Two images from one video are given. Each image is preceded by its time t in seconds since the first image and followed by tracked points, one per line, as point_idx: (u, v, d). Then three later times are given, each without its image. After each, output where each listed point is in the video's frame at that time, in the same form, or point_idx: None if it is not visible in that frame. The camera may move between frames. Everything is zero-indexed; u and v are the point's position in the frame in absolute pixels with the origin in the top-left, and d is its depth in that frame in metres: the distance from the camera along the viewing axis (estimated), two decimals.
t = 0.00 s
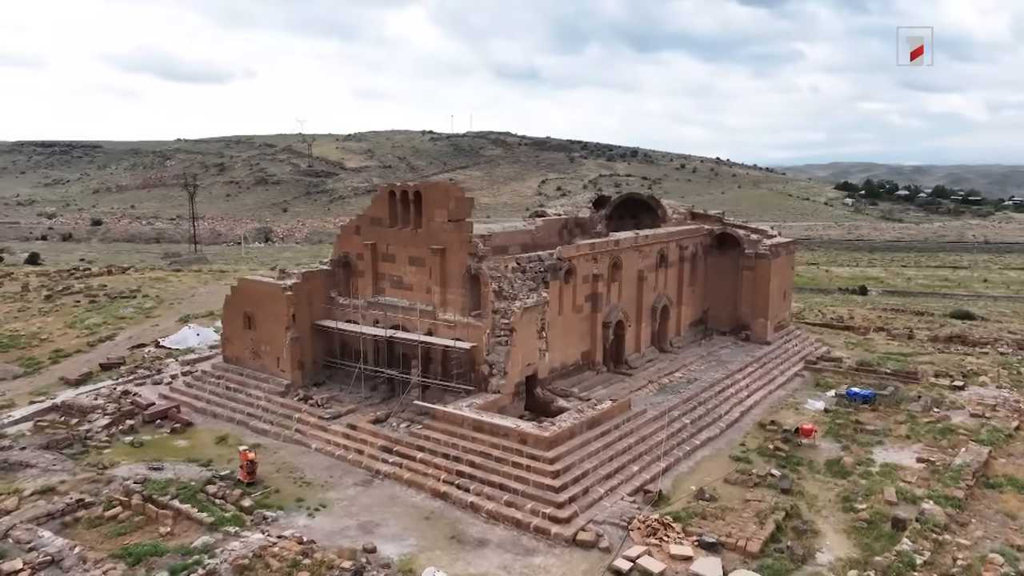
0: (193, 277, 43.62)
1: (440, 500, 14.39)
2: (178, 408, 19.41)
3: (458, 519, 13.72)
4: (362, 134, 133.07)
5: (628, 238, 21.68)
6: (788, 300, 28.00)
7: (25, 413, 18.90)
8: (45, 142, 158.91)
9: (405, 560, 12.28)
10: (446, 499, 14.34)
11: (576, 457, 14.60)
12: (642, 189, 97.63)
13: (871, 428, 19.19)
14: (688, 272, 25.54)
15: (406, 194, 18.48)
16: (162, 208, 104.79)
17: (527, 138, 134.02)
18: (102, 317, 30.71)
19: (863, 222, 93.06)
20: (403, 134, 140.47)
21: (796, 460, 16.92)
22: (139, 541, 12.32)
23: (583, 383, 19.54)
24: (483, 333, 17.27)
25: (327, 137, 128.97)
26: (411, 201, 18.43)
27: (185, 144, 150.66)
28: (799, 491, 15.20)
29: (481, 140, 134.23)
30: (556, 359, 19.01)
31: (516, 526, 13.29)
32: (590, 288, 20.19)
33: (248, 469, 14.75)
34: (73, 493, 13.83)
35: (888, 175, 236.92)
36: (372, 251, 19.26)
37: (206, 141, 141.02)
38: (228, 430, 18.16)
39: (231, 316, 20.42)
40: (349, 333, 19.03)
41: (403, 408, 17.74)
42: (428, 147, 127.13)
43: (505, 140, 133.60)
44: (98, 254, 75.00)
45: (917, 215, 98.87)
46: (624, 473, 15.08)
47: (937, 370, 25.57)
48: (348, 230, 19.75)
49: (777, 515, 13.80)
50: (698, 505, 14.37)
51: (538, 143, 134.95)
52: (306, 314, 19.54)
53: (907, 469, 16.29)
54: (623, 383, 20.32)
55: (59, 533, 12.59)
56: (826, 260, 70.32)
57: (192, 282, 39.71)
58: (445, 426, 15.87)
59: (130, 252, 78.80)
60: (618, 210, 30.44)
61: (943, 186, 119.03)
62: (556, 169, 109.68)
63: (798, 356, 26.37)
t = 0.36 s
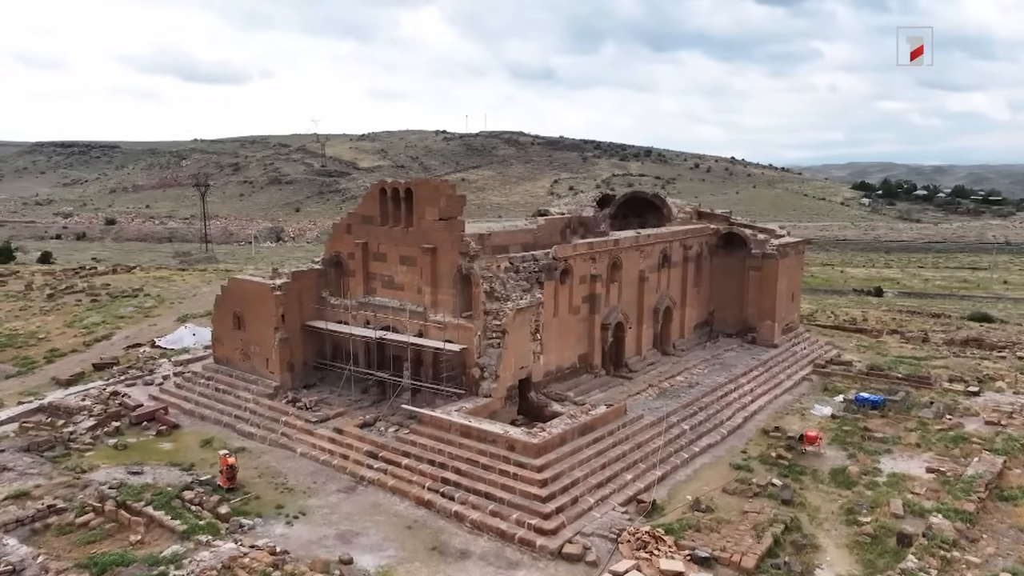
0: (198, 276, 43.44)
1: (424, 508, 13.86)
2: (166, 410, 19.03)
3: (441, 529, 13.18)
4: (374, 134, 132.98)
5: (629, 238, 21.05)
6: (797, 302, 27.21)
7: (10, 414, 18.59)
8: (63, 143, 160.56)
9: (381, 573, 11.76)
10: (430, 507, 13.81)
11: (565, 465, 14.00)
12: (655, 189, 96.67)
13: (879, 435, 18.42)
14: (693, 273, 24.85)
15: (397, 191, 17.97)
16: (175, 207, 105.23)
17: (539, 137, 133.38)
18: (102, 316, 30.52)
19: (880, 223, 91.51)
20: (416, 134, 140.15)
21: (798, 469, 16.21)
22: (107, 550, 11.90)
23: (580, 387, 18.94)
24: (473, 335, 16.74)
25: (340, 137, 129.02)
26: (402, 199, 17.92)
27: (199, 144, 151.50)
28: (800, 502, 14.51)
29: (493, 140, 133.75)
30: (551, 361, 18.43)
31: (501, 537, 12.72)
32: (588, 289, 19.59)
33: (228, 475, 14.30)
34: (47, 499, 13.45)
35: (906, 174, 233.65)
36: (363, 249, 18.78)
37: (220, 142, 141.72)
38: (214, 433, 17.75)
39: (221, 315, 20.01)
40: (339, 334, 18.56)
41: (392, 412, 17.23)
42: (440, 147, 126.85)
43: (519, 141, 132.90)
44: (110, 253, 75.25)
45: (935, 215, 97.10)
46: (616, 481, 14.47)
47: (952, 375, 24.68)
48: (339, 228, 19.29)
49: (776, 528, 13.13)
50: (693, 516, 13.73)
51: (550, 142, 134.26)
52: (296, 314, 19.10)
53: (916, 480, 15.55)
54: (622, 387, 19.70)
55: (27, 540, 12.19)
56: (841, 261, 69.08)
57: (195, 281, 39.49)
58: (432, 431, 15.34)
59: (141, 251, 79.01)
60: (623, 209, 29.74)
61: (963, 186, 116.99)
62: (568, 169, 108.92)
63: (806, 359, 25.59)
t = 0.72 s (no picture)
0: (203, 276, 43.23)
1: (406, 517, 13.34)
2: (153, 412, 18.66)
3: (422, 540, 12.65)
4: (388, 134, 132.86)
5: (629, 237, 20.42)
6: (805, 303, 26.42)
7: None
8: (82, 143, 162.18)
9: None
10: (413, 517, 13.28)
11: (554, 473, 13.43)
12: (668, 189, 95.67)
13: (888, 444, 17.66)
14: (697, 274, 24.17)
15: (387, 189, 17.46)
16: (188, 207, 105.63)
17: (552, 137, 132.68)
18: (101, 315, 30.31)
19: (898, 223, 89.91)
20: (429, 134, 140.01)
21: (801, 479, 15.51)
22: (73, 559, 11.49)
23: (576, 391, 18.34)
24: (463, 337, 16.20)
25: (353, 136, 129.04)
26: (392, 196, 17.41)
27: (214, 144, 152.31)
28: (801, 514, 13.83)
29: (506, 140, 133.23)
30: (546, 365, 17.84)
31: (483, 549, 12.17)
32: (585, 290, 18.98)
33: (207, 481, 13.83)
34: (18, 505, 13.08)
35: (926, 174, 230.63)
36: (353, 249, 18.30)
37: (235, 142, 142.40)
38: (200, 436, 17.34)
39: (211, 316, 19.63)
40: (329, 335, 18.10)
41: (381, 416, 16.74)
42: (453, 147, 126.47)
43: (532, 140, 132.23)
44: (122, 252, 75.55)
45: (955, 216, 95.32)
46: (608, 491, 13.87)
47: (967, 381, 23.79)
48: (330, 227, 18.82)
49: (774, 543, 12.47)
50: (687, 529, 13.10)
51: (563, 142, 133.53)
52: (285, 314, 18.67)
53: (925, 492, 14.81)
54: (620, 391, 19.08)
55: None
56: (857, 262, 67.83)
57: (199, 280, 39.27)
58: (418, 437, 14.82)
59: (153, 250, 79.18)
60: (628, 208, 29.07)
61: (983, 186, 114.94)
62: (580, 169, 108.08)
63: (815, 363, 24.81)
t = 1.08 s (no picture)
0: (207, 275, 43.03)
1: (386, 527, 12.83)
2: (140, 414, 18.30)
3: (401, 551, 12.13)
4: (400, 134, 132.74)
5: (628, 236, 19.78)
6: (814, 305, 25.63)
7: None
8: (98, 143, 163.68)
9: None
10: (393, 527, 12.76)
11: (540, 483, 12.85)
12: (681, 189, 94.67)
13: (896, 452, 16.91)
14: (701, 274, 23.48)
15: (376, 186, 16.97)
16: (201, 207, 105.99)
17: (565, 137, 131.93)
18: (100, 315, 30.10)
19: (916, 223, 88.34)
20: (443, 134, 139.82)
21: (803, 489, 14.81)
22: (36, 569, 11.09)
23: (571, 396, 17.75)
24: (452, 339, 15.68)
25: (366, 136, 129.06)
26: (381, 194, 16.91)
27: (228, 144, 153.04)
28: (801, 528, 13.14)
29: (518, 139, 132.61)
30: (540, 368, 17.27)
31: (463, 562, 11.62)
32: (582, 291, 18.39)
33: (183, 487, 13.45)
34: None
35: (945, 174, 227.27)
36: (342, 248, 17.83)
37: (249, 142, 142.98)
38: (184, 439, 16.94)
39: (200, 316, 19.25)
40: (317, 337, 17.64)
41: (368, 420, 16.25)
42: (465, 146, 126.02)
43: (544, 139, 131.49)
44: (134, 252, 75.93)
45: (974, 216, 93.57)
46: (598, 501, 13.27)
47: (982, 386, 22.92)
48: (320, 225, 18.36)
49: (770, 559, 11.81)
50: (679, 542, 12.47)
51: (576, 142, 132.75)
52: (274, 315, 18.24)
53: (934, 505, 14.07)
54: (618, 396, 18.46)
55: None
56: (873, 263, 66.59)
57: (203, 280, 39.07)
58: (402, 443, 14.30)
59: (164, 250, 79.37)
60: (632, 206, 28.38)
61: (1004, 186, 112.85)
62: (592, 168, 107.28)
63: (823, 367, 24.03)
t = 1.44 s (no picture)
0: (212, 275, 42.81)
1: (364, 538, 12.32)
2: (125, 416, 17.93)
3: (377, 564, 11.61)
4: (413, 134, 132.51)
5: (628, 236, 19.15)
6: (823, 307, 24.84)
7: None
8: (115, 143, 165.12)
9: None
10: (371, 537, 12.25)
11: (525, 493, 12.28)
12: (695, 189, 93.58)
13: (905, 462, 16.16)
14: (705, 275, 22.79)
15: (364, 183, 16.47)
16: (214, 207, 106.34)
17: (578, 137, 131.13)
18: (99, 314, 29.88)
19: (934, 224, 86.73)
20: (456, 134, 139.71)
21: (804, 501, 14.12)
22: None
23: (566, 400, 17.17)
24: (440, 342, 15.15)
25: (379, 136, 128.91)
26: (369, 191, 16.41)
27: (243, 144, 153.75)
28: (801, 542, 12.47)
29: (531, 139, 131.87)
30: (533, 372, 16.70)
31: None
32: (578, 292, 17.79)
33: (157, 494, 12.92)
34: None
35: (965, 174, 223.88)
36: (331, 247, 17.36)
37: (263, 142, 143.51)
38: (168, 443, 16.53)
39: (188, 316, 18.87)
40: (304, 338, 17.19)
41: (353, 424, 15.76)
42: (478, 146, 125.57)
43: (556, 139, 130.70)
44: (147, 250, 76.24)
45: (994, 216, 91.78)
46: (586, 512, 12.67)
47: (998, 392, 22.04)
48: (309, 224, 17.90)
49: None
50: (670, 557, 11.85)
51: (589, 142, 131.91)
52: (262, 316, 17.83)
53: (943, 519, 13.34)
54: (615, 401, 17.85)
55: None
56: (889, 264, 65.32)
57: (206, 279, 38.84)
58: (385, 449, 13.79)
59: (176, 249, 79.57)
60: (637, 205, 27.71)
61: None
62: (605, 168, 106.43)
63: (832, 371, 23.24)
